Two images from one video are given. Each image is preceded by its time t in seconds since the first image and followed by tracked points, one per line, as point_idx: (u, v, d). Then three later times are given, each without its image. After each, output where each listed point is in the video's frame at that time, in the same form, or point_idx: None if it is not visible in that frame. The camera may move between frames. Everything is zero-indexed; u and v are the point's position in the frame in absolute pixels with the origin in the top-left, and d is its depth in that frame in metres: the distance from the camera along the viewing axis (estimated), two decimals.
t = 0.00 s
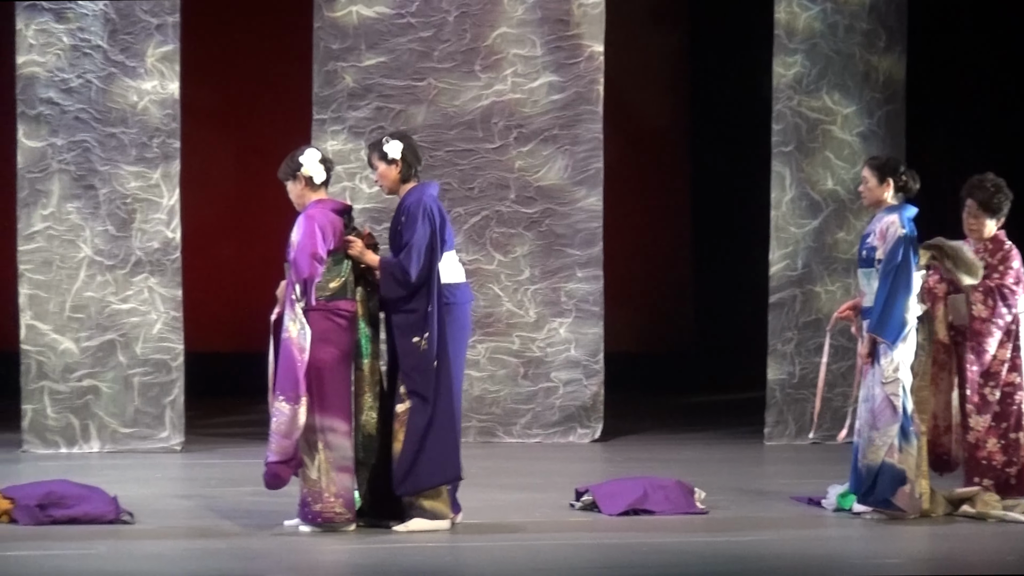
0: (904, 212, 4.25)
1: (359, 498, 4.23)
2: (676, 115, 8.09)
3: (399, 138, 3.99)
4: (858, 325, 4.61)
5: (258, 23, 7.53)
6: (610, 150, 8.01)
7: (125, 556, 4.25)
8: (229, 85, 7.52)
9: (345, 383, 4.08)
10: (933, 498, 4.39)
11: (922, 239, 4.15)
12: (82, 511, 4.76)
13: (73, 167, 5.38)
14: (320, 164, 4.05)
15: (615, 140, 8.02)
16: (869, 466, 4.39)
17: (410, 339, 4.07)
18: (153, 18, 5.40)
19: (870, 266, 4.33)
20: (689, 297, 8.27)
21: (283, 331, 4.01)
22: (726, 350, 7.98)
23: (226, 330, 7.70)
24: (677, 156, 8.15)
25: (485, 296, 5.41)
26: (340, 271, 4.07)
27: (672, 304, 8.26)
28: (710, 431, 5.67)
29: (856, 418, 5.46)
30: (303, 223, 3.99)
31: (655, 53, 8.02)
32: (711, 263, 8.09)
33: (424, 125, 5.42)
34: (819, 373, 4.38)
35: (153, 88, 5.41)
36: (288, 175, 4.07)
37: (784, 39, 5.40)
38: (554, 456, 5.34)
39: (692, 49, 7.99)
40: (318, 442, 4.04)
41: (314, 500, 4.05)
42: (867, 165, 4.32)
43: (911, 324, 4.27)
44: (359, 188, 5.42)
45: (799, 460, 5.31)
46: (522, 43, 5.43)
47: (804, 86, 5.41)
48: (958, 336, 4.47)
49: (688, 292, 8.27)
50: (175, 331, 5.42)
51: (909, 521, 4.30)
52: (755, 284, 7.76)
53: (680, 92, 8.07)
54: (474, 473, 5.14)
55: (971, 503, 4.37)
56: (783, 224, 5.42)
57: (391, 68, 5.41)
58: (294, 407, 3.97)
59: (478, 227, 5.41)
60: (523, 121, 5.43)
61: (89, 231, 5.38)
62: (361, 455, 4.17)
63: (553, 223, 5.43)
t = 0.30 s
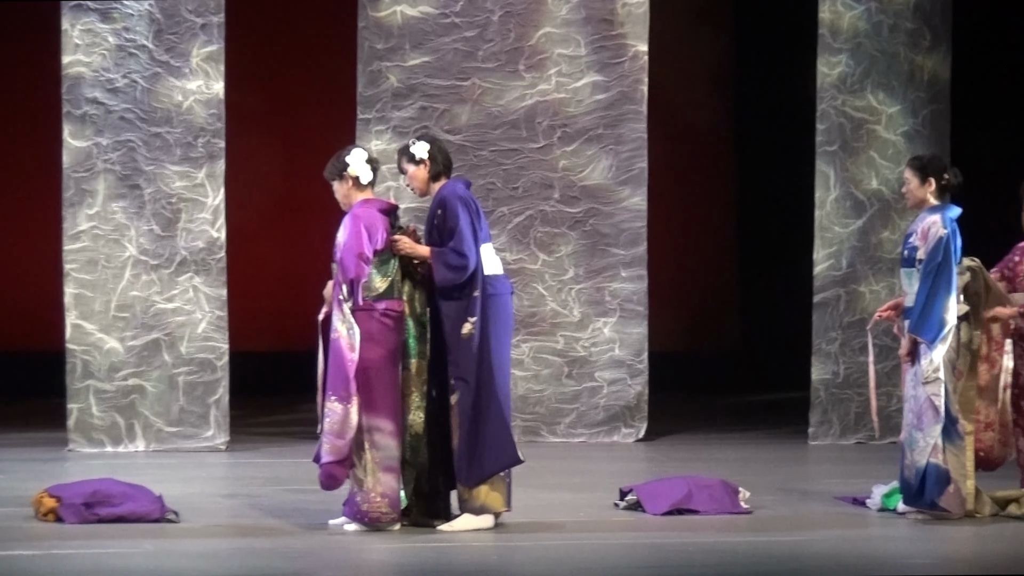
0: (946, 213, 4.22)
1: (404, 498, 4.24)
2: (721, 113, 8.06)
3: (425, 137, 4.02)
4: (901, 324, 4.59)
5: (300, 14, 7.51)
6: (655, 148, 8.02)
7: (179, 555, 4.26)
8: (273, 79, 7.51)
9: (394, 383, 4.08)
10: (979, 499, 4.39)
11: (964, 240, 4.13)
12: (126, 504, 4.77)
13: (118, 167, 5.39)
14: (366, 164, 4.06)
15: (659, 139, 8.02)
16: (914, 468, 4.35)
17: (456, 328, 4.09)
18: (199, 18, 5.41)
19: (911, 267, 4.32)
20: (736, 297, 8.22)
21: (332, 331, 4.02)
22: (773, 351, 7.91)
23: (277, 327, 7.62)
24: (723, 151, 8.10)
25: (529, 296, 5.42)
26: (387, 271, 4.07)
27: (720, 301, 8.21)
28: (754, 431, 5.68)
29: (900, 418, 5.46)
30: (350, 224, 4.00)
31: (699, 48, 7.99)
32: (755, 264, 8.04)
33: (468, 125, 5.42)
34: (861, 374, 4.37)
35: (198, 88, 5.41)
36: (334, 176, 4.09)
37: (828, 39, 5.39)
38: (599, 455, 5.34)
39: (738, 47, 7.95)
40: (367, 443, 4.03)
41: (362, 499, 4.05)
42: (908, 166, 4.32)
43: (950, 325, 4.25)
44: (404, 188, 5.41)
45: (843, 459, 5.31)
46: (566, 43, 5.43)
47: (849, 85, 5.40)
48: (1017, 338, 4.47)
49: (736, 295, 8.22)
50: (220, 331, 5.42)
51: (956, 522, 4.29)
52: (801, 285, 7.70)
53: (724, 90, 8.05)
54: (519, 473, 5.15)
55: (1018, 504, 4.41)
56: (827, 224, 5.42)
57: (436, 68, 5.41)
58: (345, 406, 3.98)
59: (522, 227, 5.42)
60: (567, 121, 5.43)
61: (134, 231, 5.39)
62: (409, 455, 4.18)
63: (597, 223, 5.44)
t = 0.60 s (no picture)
0: (995, 216, 4.20)
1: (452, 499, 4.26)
2: (769, 114, 8.06)
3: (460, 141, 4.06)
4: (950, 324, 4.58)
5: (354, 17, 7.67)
6: (704, 149, 8.01)
7: (238, 553, 4.27)
8: (327, 80, 7.70)
9: (440, 383, 4.09)
10: None
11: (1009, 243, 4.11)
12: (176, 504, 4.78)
13: (167, 167, 5.40)
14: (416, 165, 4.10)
15: (708, 140, 8.01)
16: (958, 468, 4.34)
17: (513, 324, 4.08)
18: (247, 19, 5.41)
19: (958, 268, 4.31)
20: (785, 296, 8.27)
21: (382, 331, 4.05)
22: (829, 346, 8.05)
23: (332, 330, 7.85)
24: (771, 146, 8.10)
25: (577, 296, 5.43)
26: (437, 271, 4.09)
27: (762, 296, 8.24)
28: (801, 431, 5.67)
29: (949, 418, 5.45)
30: (398, 225, 4.04)
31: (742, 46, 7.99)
32: (806, 262, 8.12)
33: (517, 125, 5.42)
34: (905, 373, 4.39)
35: (247, 88, 5.42)
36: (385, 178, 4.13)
37: (877, 39, 5.38)
38: (648, 456, 5.34)
39: (786, 48, 7.97)
40: (413, 443, 4.06)
41: (409, 499, 4.07)
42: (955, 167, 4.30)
43: (994, 327, 4.24)
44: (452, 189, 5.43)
45: (892, 459, 5.30)
46: (614, 43, 5.43)
47: (897, 85, 5.40)
48: None
49: (785, 293, 8.27)
50: (268, 331, 5.42)
51: (1003, 523, 4.26)
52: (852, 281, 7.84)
53: (774, 90, 8.04)
54: (567, 473, 5.16)
55: None
56: (875, 224, 5.41)
57: (484, 68, 5.41)
58: (396, 407, 4.01)
59: (571, 227, 5.42)
60: (615, 121, 5.43)
61: (183, 231, 5.40)
62: (456, 456, 4.19)
63: (645, 223, 5.44)
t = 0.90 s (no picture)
0: None
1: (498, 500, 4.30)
2: (812, 115, 8.10)
3: (503, 146, 4.04)
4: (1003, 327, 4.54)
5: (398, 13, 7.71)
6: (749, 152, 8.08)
7: (294, 555, 4.28)
8: (373, 79, 7.74)
9: (485, 384, 4.08)
10: None
11: None
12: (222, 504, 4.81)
13: (214, 169, 5.40)
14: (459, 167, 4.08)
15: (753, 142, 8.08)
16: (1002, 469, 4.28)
17: (562, 327, 4.10)
18: (294, 20, 5.41)
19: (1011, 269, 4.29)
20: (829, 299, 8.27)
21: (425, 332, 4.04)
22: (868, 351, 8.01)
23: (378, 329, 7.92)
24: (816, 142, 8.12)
25: (623, 298, 5.44)
26: (482, 273, 4.08)
27: (810, 296, 8.25)
28: (847, 433, 5.67)
29: (996, 419, 5.44)
30: (444, 227, 4.02)
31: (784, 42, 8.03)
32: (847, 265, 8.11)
33: (563, 126, 5.43)
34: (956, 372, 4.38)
35: (293, 90, 5.42)
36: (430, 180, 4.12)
37: (924, 39, 5.38)
38: (694, 457, 5.34)
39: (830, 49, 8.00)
40: (458, 444, 4.05)
41: (452, 500, 4.07)
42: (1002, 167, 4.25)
43: None
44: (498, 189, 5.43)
45: (938, 460, 5.29)
46: (660, 44, 5.43)
47: (944, 86, 5.39)
48: None
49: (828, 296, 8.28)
50: (315, 332, 5.42)
51: None
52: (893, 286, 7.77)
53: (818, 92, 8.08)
54: (614, 474, 5.15)
55: None
56: (922, 225, 5.40)
57: (530, 70, 5.42)
58: (438, 409, 4.00)
59: (617, 228, 5.43)
60: (662, 122, 5.43)
61: (230, 232, 5.40)
62: (502, 459, 4.23)
63: (692, 224, 5.44)
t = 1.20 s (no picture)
0: None
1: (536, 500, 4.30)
2: (848, 112, 8.24)
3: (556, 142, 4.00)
4: None
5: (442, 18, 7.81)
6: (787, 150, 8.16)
7: (340, 555, 4.28)
8: (412, 78, 7.85)
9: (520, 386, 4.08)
10: None
11: None
12: (259, 505, 4.84)
13: (251, 169, 5.40)
14: (495, 169, 4.09)
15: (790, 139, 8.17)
16: None
17: (600, 331, 4.07)
18: (331, 21, 5.42)
19: None
20: (868, 292, 8.41)
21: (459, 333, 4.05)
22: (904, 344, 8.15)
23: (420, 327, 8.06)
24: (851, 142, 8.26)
25: (660, 298, 5.44)
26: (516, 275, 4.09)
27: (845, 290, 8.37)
28: (884, 435, 5.67)
29: None
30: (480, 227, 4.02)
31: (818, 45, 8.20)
32: (886, 259, 8.24)
33: (600, 126, 5.44)
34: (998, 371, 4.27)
35: (331, 91, 5.42)
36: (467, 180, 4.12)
37: (961, 39, 5.38)
38: (732, 458, 5.34)
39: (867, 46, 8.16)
40: (492, 445, 4.07)
41: (487, 501, 4.09)
42: None
43: None
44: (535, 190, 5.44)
45: (976, 461, 5.28)
46: (697, 45, 5.44)
47: (982, 87, 5.38)
48: None
49: (866, 290, 8.41)
50: (352, 332, 5.42)
51: None
52: (927, 280, 7.89)
53: (853, 88, 8.24)
54: (650, 474, 5.15)
55: None
56: (959, 225, 5.40)
57: (567, 70, 5.43)
58: (468, 410, 4.01)
59: (654, 228, 5.44)
60: (699, 122, 5.44)
61: (267, 232, 5.40)
62: (540, 460, 4.22)
63: (729, 225, 5.44)
